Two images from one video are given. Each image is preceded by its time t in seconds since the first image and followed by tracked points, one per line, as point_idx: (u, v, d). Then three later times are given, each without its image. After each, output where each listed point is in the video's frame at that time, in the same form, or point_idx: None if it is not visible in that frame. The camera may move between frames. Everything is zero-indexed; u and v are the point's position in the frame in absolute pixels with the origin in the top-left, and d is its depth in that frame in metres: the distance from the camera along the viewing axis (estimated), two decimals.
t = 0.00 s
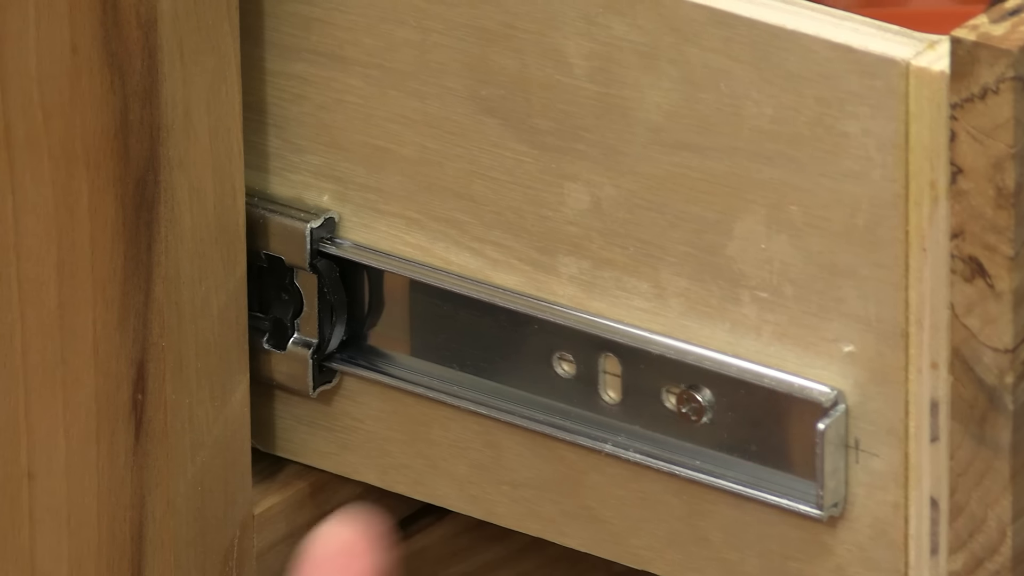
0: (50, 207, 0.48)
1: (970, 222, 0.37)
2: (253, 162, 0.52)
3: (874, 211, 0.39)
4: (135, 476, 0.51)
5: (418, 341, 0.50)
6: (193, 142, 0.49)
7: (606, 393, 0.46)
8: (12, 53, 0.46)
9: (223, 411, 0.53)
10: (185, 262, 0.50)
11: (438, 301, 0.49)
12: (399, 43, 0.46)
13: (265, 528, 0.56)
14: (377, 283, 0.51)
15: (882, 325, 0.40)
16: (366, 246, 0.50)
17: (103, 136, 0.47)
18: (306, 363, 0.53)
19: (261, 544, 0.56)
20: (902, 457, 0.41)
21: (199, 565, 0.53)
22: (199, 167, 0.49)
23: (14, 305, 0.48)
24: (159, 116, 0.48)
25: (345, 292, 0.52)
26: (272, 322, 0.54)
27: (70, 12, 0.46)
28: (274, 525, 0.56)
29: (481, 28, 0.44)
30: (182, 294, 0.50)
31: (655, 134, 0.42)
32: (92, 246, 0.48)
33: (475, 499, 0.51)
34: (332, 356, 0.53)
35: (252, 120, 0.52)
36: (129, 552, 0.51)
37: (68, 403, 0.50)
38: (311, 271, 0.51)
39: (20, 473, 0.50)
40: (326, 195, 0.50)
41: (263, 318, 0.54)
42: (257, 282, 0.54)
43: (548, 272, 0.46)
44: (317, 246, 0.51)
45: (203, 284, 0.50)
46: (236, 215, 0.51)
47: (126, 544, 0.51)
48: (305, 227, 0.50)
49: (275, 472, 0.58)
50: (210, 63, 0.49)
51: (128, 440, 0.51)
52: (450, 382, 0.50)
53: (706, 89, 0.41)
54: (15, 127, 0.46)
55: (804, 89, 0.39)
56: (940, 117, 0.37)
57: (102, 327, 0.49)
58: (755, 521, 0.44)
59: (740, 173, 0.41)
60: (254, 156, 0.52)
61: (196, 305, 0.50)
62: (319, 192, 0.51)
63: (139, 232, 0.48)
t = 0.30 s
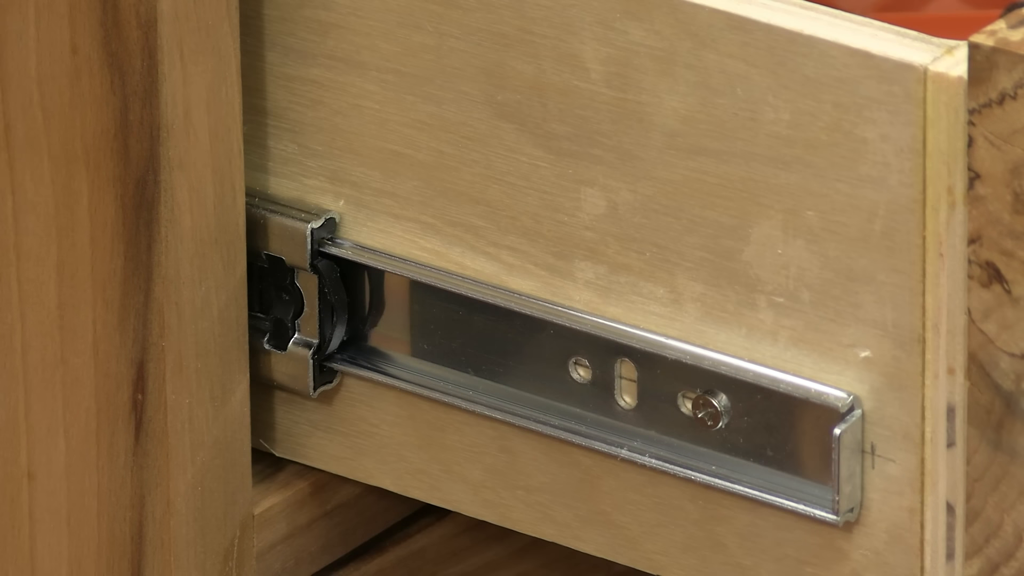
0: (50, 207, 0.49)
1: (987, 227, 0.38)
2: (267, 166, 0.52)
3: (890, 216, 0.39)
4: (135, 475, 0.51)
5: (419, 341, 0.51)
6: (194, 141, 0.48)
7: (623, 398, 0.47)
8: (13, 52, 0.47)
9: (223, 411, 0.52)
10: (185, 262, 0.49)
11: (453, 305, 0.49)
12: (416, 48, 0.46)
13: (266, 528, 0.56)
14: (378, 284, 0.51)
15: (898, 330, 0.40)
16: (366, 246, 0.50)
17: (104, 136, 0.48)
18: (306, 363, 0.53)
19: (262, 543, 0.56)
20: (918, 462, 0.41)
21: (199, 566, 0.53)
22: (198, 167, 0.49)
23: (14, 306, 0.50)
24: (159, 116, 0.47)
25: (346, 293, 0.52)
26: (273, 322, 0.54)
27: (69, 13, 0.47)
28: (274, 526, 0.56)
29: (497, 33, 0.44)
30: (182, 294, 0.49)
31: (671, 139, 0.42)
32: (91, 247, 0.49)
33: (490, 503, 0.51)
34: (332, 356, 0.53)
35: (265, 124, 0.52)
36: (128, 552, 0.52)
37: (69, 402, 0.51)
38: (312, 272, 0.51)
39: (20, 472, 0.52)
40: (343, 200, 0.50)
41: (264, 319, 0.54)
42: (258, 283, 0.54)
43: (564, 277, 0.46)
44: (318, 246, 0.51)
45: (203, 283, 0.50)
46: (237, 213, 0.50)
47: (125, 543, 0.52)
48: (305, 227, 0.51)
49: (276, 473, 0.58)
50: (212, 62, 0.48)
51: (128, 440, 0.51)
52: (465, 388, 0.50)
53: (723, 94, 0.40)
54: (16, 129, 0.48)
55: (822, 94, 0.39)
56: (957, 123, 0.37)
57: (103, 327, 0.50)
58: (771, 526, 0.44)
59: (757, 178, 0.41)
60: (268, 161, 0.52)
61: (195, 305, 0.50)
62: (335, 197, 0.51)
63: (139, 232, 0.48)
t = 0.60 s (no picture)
0: (50, 207, 0.48)
1: (988, 227, 0.38)
2: (267, 167, 0.52)
3: (891, 216, 0.39)
4: (135, 475, 0.51)
5: (419, 341, 0.51)
6: (193, 142, 0.48)
7: (623, 398, 0.47)
8: (12, 53, 0.47)
9: (223, 411, 0.52)
10: (185, 262, 0.49)
11: (453, 306, 0.49)
12: (416, 48, 0.46)
13: (266, 528, 0.56)
14: (378, 284, 0.51)
15: (898, 330, 0.40)
16: (365, 246, 0.50)
17: (103, 136, 0.47)
18: (306, 363, 0.53)
19: (261, 544, 0.56)
20: (919, 463, 0.41)
21: (199, 566, 0.53)
22: (198, 168, 0.49)
23: (14, 306, 0.49)
24: (159, 116, 0.47)
25: (346, 293, 0.52)
26: (273, 322, 0.54)
27: (69, 13, 0.46)
28: (274, 526, 0.56)
29: (497, 34, 0.44)
30: (182, 294, 0.49)
31: (672, 139, 0.42)
32: (91, 246, 0.49)
33: (490, 503, 0.51)
34: (332, 356, 0.53)
35: (266, 124, 0.52)
36: (129, 552, 0.52)
37: (69, 403, 0.51)
38: (312, 272, 0.51)
39: (20, 472, 0.51)
40: (343, 200, 0.50)
41: (264, 319, 0.54)
42: (258, 283, 0.54)
43: (564, 278, 0.46)
44: (318, 246, 0.51)
45: (203, 283, 0.50)
46: (237, 214, 0.51)
47: (126, 544, 0.52)
48: (305, 228, 0.51)
49: (276, 473, 0.58)
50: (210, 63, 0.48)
51: (128, 441, 0.51)
52: (466, 388, 0.50)
53: (723, 94, 0.40)
54: (16, 129, 0.48)
55: (822, 94, 0.39)
56: (958, 123, 0.37)
57: (103, 328, 0.49)
58: (771, 526, 0.44)
59: (758, 178, 0.41)
60: (268, 162, 0.52)
61: (196, 305, 0.50)
62: (335, 198, 0.51)
63: (139, 232, 0.48)
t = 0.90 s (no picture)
0: (50, 207, 0.48)
1: (990, 227, 0.37)
2: (269, 167, 0.52)
3: (893, 217, 0.39)
4: (135, 475, 0.51)
5: (419, 342, 0.51)
6: (193, 142, 0.49)
7: (624, 399, 0.47)
8: (13, 52, 0.46)
9: (224, 411, 0.53)
10: (185, 262, 0.49)
11: (455, 306, 0.49)
12: (418, 49, 0.46)
13: (266, 528, 0.56)
14: (378, 284, 0.51)
15: (900, 331, 0.40)
16: (366, 246, 0.50)
17: (103, 136, 0.47)
18: (306, 363, 0.53)
19: (262, 544, 0.56)
20: (921, 463, 0.41)
21: (199, 567, 0.53)
22: (198, 168, 0.49)
23: (14, 306, 0.48)
24: (159, 115, 0.47)
25: (346, 293, 0.52)
26: (273, 322, 0.54)
27: (69, 13, 0.46)
28: (274, 526, 0.57)
29: (499, 34, 0.44)
30: (182, 294, 0.50)
31: (674, 140, 0.42)
32: (91, 245, 0.48)
33: (492, 504, 0.51)
34: (332, 357, 0.53)
35: (267, 125, 0.52)
36: (129, 552, 0.52)
37: (69, 403, 0.50)
38: (312, 272, 0.51)
39: (20, 472, 0.50)
40: (345, 201, 0.50)
41: (264, 319, 0.54)
42: (258, 283, 0.54)
43: (566, 278, 0.46)
44: (318, 247, 0.51)
45: (203, 284, 0.50)
46: (236, 215, 0.51)
47: (125, 545, 0.51)
48: (305, 228, 0.51)
49: (275, 473, 0.58)
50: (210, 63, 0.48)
51: (127, 441, 0.51)
52: (468, 389, 0.50)
53: (725, 95, 0.40)
54: (16, 129, 0.47)
55: (823, 95, 0.39)
56: (959, 124, 0.37)
57: (103, 328, 0.49)
58: (772, 527, 0.44)
59: (759, 179, 0.41)
60: (269, 162, 0.52)
61: (196, 305, 0.50)
62: (337, 198, 0.51)
63: (139, 233, 0.48)
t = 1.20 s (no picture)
0: (50, 207, 0.48)
1: (990, 228, 0.37)
2: (269, 167, 0.52)
3: (893, 217, 0.39)
4: (135, 475, 0.51)
5: (419, 342, 0.51)
6: (193, 142, 0.49)
7: (624, 399, 0.47)
8: (12, 52, 0.46)
9: (223, 411, 0.53)
10: (185, 262, 0.49)
11: (456, 306, 0.49)
12: (418, 49, 0.46)
13: (266, 528, 0.56)
14: (378, 284, 0.51)
15: (900, 331, 0.40)
16: (367, 246, 0.50)
17: (103, 136, 0.47)
18: (306, 363, 0.53)
19: (262, 544, 0.56)
20: (921, 463, 0.41)
21: (199, 567, 0.53)
22: (198, 168, 0.49)
23: (14, 306, 0.48)
24: (159, 116, 0.47)
25: (346, 293, 0.52)
26: (273, 322, 0.54)
27: (69, 12, 0.46)
28: (274, 526, 0.56)
29: (499, 34, 0.44)
30: (182, 294, 0.50)
31: (674, 140, 0.42)
32: (91, 244, 0.48)
33: (492, 504, 0.51)
34: (332, 356, 0.53)
35: (267, 125, 0.52)
36: (129, 552, 0.52)
37: (69, 403, 0.50)
38: (312, 272, 0.51)
39: (20, 472, 0.50)
40: (345, 201, 0.50)
41: (264, 319, 0.54)
42: (258, 283, 0.54)
43: (566, 278, 0.46)
44: (317, 246, 0.51)
45: (203, 284, 0.50)
46: (237, 215, 0.51)
47: (125, 545, 0.51)
48: (305, 228, 0.50)
49: (276, 473, 0.58)
50: (210, 63, 0.48)
51: (127, 441, 0.51)
52: (468, 388, 0.50)
53: (725, 95, 0.40)
54: (16, 129, 0.47)
55: (824, 95, 0.39)
56: (959, 124, 0.37)
57: (103, 328, 0.49)
58: (772, 527, 0.44)
59: (759, 179, 0.41)
60: (269, 162, 0.52)
61: (196, 305, 0.50)
62: (337, 198, 0.51)
63: (139, 233, 0.48)
